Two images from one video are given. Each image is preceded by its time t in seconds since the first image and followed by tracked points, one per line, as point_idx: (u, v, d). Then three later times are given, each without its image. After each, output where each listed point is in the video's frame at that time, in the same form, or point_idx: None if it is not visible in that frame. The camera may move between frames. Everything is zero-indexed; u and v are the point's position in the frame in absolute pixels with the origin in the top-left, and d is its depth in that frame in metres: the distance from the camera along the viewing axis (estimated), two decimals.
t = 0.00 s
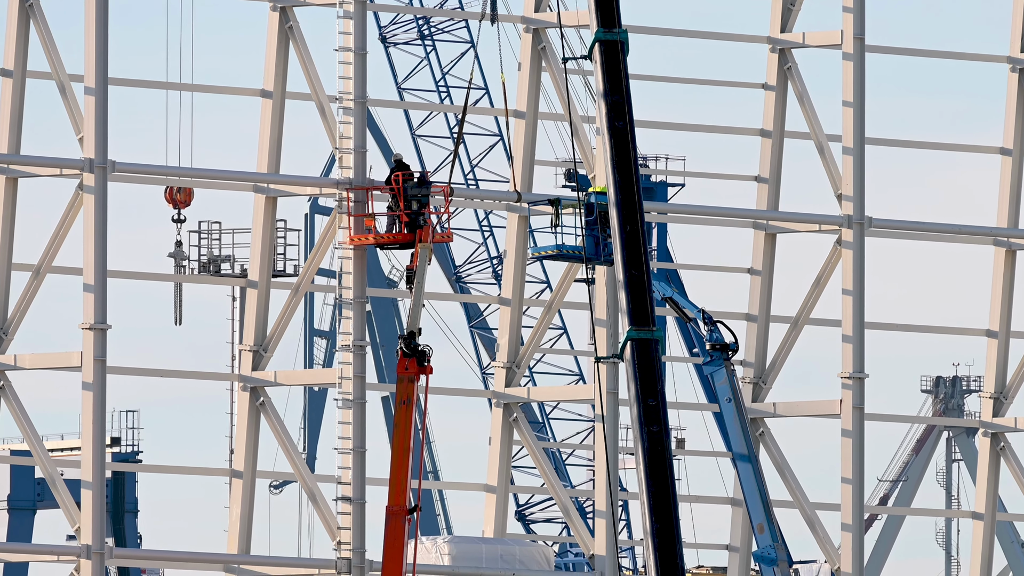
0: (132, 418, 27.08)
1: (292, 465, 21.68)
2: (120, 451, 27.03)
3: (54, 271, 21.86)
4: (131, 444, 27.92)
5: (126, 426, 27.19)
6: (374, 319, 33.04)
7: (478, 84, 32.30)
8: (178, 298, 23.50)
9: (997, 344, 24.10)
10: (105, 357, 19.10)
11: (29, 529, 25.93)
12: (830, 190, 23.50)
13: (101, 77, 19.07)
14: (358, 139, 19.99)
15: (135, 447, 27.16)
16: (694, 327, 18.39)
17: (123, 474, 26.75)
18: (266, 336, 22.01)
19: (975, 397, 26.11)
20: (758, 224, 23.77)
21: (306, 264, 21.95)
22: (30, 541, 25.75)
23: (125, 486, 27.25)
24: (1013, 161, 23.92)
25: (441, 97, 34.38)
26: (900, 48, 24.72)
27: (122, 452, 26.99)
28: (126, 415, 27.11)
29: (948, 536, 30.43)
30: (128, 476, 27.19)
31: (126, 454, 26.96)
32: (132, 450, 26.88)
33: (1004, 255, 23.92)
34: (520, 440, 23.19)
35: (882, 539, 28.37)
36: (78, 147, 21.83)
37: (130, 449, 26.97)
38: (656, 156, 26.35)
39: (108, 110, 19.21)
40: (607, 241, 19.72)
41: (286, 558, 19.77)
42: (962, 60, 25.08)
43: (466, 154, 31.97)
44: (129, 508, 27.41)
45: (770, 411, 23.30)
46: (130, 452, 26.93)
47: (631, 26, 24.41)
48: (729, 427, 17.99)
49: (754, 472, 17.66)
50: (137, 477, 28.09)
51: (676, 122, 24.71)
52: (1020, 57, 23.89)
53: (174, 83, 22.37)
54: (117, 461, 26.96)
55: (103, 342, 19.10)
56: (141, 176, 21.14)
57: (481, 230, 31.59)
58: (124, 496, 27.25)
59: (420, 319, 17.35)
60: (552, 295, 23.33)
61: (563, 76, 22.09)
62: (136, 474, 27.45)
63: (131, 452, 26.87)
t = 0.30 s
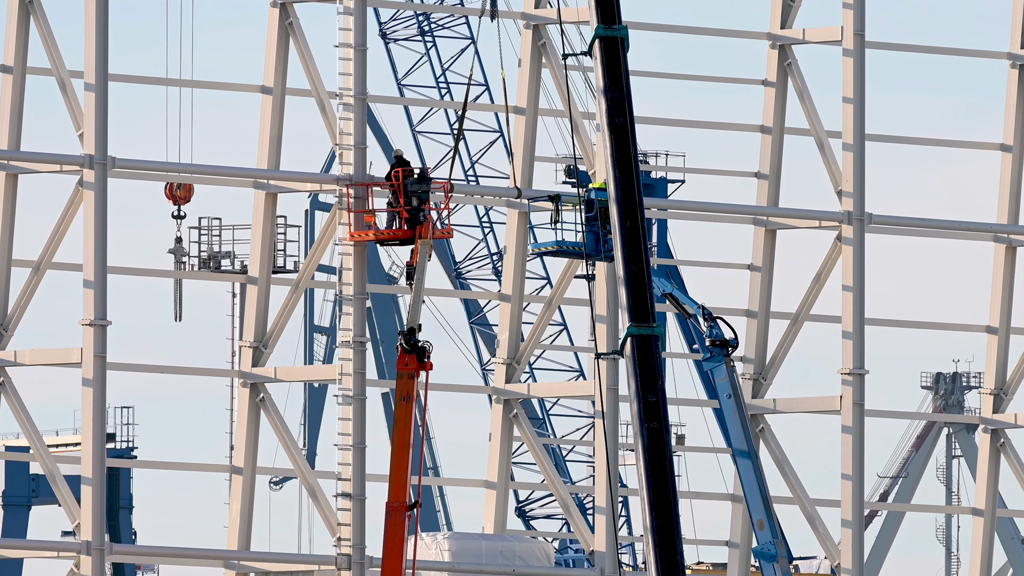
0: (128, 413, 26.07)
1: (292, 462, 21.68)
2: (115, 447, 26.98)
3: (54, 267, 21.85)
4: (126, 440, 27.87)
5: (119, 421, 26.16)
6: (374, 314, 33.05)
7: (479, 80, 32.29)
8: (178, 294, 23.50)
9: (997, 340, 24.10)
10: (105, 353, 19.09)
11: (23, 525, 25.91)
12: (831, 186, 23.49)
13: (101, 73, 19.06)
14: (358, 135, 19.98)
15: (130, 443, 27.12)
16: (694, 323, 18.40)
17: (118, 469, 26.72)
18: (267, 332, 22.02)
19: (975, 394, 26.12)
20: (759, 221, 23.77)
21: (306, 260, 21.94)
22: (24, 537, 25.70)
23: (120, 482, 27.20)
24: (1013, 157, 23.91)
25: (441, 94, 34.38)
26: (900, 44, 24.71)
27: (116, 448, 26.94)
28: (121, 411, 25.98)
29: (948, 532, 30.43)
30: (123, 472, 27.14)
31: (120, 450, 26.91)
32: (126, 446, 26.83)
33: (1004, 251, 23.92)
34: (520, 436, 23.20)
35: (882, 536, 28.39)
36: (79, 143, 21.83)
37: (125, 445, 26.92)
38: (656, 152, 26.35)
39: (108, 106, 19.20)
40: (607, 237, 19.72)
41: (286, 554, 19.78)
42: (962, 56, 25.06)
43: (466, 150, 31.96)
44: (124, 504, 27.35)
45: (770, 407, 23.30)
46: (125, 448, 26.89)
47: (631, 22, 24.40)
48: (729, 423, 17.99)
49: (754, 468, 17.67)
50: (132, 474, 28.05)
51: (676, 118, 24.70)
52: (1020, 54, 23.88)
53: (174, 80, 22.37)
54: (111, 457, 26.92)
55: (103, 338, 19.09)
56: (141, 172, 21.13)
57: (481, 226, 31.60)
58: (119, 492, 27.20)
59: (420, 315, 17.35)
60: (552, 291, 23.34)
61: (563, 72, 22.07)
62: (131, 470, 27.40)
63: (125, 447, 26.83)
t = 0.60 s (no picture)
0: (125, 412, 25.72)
1: (292, 460, 21.68)
2: (110, 445, 26.99)
3: (54, 265, 21.84)
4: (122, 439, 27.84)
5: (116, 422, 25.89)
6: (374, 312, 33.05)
7: (479, 78, 32.28)
8: (178, 292, 23.50)
9: (997, 339, 24.09)
10: (105, 352, 19.09)
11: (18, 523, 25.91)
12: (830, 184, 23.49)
13: (101, 72, 19.05)
14: (358, 133, 19.99)
15: (126, 441, 27.12)
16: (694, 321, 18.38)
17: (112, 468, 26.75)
18: (266, 331, 22.02)
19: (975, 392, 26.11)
20: (759, 219, 23.77)
21: (306, 258, 21.93)
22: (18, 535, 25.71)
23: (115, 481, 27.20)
24: (1013, 155, 23.90)
25: (441, 92, 34.38)
26: (900, 43, 24.70)
27: (111, 446, 26.95)
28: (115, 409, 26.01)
29: (948, 531, 30.44)
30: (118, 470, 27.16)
31: (115, 449, 26.92)
32: (121, 444, 26.85)
33: (1004, 250, 23.91)
34: (520, 435, 23.19)
35: (882, 534, 28.40)
36: (78, 141, 21.82)
37: (119, 443, 26.94)
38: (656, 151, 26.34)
39: (108, 104, 19.19)
40: (607, 235, 19.72)
41: (286, 553, 19.78)
42: (962, 55, 25.06)
43: (466, 149, 31.96)
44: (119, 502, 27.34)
45: (770, 405, 23.30)
46: (120, 446, 26.90)
47: (631, 20, 24.40)
48: (729, 422, 17.99)
49: (754, 466, 17.66)
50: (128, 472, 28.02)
51: (676, 116, 24.69)
52: (1020, 52, 23.88)
53: (174, 78, 22.36)
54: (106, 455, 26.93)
55: (103, 337, 19.09)
56: (141, 170, 21.13)
57: (481, 225, 31.61)
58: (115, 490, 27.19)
59: (419, 313, 17.34)
60: (552, 289, 23.34)
61: (563, 71, 22.08)
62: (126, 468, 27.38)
63: (120, 446, 26.84)
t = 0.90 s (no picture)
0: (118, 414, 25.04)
1: (292, 460, 21.67)
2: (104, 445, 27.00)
3: (54, 265, 21.84)
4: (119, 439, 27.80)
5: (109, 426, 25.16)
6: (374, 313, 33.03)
7: (478, 78, 32.27)
8: (177, 292, 23.49)
9: (997, 339, 24.09)
10: (105, 352, 19.09)
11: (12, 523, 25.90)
12: (830, 185, 23.49)
13: (101, 72, 19.05)
14: (358, 134, 19.99)
15: (120, 441, 27.14)
16: (694, 321, 18.39)
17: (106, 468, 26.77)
18: (266, 331, 22.01)
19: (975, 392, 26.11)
20: (758, 219, 23.78)
21: (306, 258, 21.93)
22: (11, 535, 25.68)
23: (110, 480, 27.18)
24: (1012, 155, 23.91)
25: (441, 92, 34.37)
26: (900, 42, 24.71)
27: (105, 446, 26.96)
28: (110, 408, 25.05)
29: (948, 531, 30.45)
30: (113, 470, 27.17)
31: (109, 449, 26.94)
32: (116, 445, 26.87)
33: (1004, 250, 23.91)
34: (520, 435, 23.19)
35: (881, 534, 28.40)
36: (78, 142, 21.82)
37: (114, 443, 26.96)
38: (656, 151, 26.34)
39: (107, 104, 19.19)
40: (607, 235, 19.73)
41: (285, 553, 19.77)
42: (961, 55, 25.07)
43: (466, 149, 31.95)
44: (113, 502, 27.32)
45: (770, 406, 23.30)
46: (115, 446, 26.92)
47: (631, 21, 24.40)
48: (729, 422, 17.99)
49: (754, 466, 17.66)
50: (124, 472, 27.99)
51: (676, 116, 24.69)
52: (1020, 52, 23.87)
53: (173, 78, 22.36)
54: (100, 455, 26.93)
55: (103, 337, 19.09)
56: (141, 171, 21.13)
57: (481, 225, 31.62)
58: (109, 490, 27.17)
59: (419, 314, 17.33)
60: (552, 289, 23.33)
61: (562, 71, 22.09)
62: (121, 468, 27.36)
63: (114, 446, 26.87)
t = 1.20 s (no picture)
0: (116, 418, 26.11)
1: (291, 463, 21.66)
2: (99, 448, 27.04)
3: (54, 268, 21.84)
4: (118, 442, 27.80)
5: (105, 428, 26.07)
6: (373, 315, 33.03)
7: (478, 81, 32.28)
8: (177, 295, 23.48)
9: (997, 342, 24.10)
10: (104, 355, 19.08)
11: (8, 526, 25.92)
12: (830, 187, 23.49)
13: (101, 74, 19.06)
14: (358, 136, 20.00)
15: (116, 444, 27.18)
16: (695, 324, 18.40)
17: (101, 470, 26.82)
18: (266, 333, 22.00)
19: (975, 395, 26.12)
20: (758, 222, 23.78)
21: (306, 261, 21.93)
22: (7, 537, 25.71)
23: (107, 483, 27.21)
24: (1012, 158, 23.92)
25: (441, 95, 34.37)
26: (899, 45, 24.71)
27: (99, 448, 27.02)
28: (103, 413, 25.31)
29: (948, 534, 30.44)
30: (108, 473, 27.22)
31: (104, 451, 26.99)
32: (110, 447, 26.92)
33: (1003, 252, 23.91)
34: (520, 437, 23.18)
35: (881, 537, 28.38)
36: (78, 144, 21.82)
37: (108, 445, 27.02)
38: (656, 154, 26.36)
39: (107, 107, 19.19)
40: (607, 239, 19.76)
41: (285, 556, 19.77)
42: (961, 57, 25.07)
43: (466, 151, 31.94)
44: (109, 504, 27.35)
45: (770, 409, 23.30)
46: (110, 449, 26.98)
47: (630, 23, 24.41)
48: (729, 424, 17.99)
49: (754, 469, 17.66)
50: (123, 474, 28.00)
51: (676, 119, 24.70)
52: (1020, 55, 23.87)
53: (173, 81, 22.35)
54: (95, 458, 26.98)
55: (103, 340, 19.09)
56: (141, 173, 21.13)
57: (481, 228, 31.63)
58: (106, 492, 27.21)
59: (419, 316, 17.32)
60: (552, 292, 23.31)
61: (562, 74, 22.11)
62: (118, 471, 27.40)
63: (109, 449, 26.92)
